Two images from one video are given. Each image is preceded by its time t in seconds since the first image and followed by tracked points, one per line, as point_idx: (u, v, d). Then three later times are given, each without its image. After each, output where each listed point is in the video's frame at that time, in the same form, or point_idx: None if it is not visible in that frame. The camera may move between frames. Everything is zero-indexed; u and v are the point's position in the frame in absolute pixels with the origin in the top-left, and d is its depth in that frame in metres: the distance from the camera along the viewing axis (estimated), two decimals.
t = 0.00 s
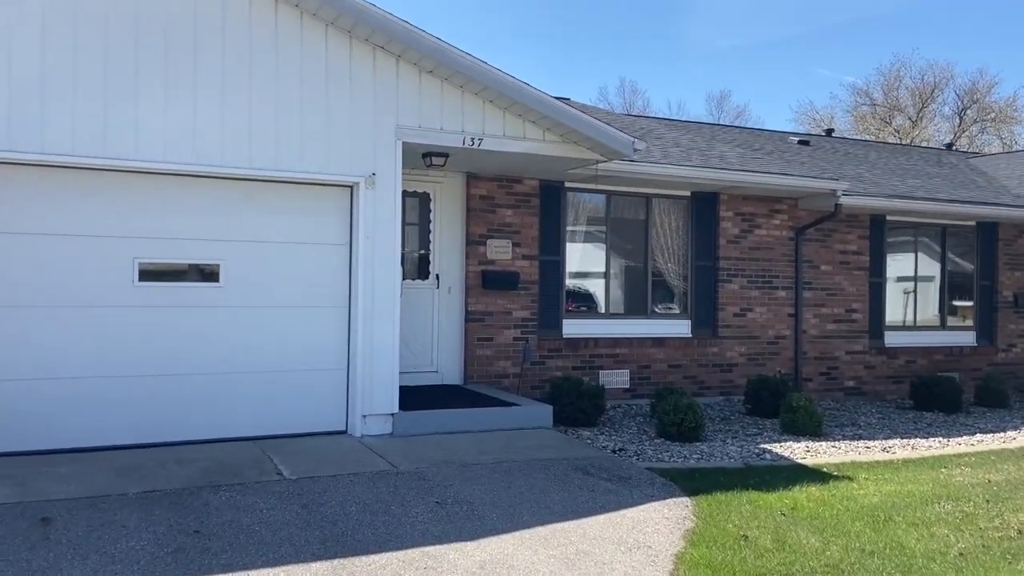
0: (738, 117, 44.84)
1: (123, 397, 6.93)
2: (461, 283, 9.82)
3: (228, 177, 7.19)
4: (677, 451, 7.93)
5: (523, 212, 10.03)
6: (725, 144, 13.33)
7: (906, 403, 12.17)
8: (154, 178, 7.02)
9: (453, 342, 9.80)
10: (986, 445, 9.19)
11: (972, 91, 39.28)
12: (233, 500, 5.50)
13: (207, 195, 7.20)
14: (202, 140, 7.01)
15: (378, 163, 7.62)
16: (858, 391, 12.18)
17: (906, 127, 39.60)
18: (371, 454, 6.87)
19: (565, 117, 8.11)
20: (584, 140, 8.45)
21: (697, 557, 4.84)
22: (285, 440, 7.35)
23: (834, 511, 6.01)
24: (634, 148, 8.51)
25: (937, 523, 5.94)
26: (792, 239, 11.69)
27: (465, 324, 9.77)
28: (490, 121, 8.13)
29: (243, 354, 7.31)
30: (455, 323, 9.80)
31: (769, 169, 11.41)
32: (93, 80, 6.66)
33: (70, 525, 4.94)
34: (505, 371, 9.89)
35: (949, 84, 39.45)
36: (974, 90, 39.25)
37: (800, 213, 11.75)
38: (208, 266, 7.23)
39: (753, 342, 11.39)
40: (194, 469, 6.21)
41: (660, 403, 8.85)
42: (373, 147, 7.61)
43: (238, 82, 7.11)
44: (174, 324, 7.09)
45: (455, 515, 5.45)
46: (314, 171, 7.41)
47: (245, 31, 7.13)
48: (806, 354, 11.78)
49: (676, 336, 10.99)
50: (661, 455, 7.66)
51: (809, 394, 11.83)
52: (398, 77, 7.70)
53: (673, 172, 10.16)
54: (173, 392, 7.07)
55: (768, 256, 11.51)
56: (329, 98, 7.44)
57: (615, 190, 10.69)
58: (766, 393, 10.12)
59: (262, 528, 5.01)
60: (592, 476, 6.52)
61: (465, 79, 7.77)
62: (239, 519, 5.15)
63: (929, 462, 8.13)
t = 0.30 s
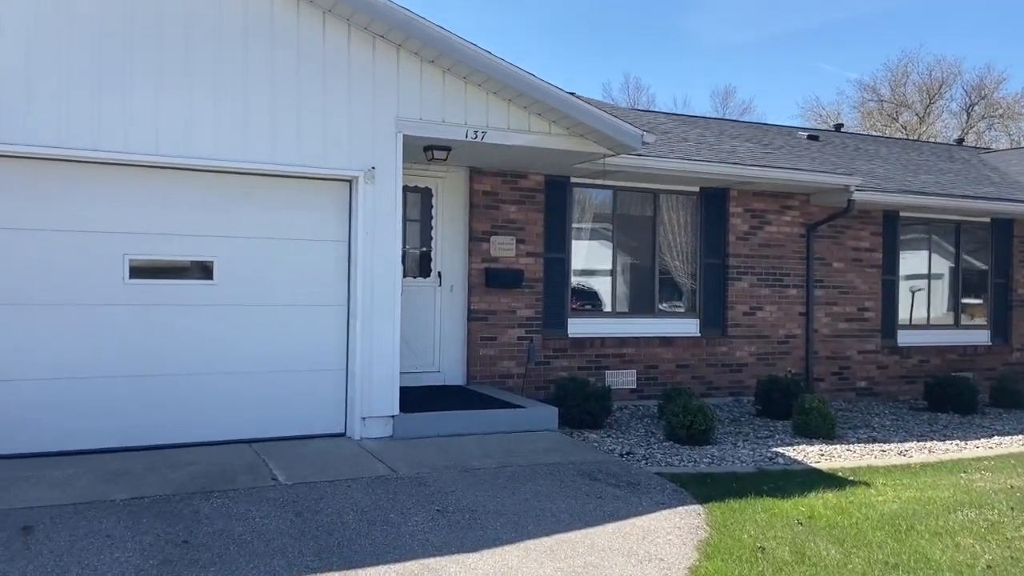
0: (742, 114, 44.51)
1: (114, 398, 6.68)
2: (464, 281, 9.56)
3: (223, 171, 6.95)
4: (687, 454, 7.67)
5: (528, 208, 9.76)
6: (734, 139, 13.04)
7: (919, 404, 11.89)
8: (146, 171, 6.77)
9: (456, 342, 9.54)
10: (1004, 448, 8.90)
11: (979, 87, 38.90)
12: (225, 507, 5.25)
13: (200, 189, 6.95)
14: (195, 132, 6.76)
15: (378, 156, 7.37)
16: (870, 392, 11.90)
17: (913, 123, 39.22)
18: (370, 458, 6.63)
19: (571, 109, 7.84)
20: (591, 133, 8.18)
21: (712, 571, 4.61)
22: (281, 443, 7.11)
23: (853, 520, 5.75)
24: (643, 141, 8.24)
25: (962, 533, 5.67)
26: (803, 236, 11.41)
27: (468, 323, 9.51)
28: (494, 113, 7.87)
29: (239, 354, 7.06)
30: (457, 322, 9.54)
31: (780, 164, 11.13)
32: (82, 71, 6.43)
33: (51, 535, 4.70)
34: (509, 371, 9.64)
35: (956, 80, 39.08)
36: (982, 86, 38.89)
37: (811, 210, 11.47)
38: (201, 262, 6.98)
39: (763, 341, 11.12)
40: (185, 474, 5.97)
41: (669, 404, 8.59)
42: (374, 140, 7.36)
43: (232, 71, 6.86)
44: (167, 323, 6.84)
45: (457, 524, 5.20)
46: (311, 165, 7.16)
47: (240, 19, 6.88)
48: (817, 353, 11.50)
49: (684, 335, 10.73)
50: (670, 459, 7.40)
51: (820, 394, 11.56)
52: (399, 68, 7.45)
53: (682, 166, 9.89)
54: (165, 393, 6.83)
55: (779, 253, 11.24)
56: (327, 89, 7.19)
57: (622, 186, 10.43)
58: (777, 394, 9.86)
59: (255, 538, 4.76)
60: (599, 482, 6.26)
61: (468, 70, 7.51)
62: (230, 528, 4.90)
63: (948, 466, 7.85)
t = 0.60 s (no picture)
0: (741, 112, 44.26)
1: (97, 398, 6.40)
2: (463, 278, 9.30)
3: (213, 161, 6.68)
4: (694, 457, 7.41)
5: (529, 202, 9.49)
6: (737, 133, 12.78)
7: (927, 404, 11.65)
8: (132, 162, 6.51)
9: (455, 340, 9.28)
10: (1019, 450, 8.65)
11: (980, 84, 38.69)
12: (210, 516, 5.05)
13: (189, 181, 6.68)
14: (183, 121, 6.50)
15: (375, 147, 7.10)
16: (877, 392, 11.66)
17: (913, 121, 38.99)
18: (365, 462, 6.36)
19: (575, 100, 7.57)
20: (595, 124, 7.91)
21: None
22: (273, 445, 6.84)
23: (871, 528, 5.50)
24: (648, 134, 7.96)
25: (985, 542, 5.42)
26: (809, 233, 11.15)
27: (468, 320, 9.24)
28: (495, 104, 7.60)
29: (229, 352, 6.79)
30: (456, 320, 9.27)
31: (786, 158, 10.87)
32: (63, 55, 6.15)
33: (26, 544, 4.49)
34: (509, 370, 9.37)
35: (957, 78, 38.86)
36: (982, 83, 38.67)
37: (818, 205, 11.22)
38: (190, 257, 6.70)
39: (768, 340, 10.87)
40: (170, 478, 5.74)
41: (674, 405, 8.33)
42: (369, 130, 7.08)
43: (222, 58, 6.59)
44: (154, 320, 6.56)
45: (455, 533, 4.95)
46: (306, 156, 6.89)
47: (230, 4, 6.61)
48: (823, 352, 11.25)
49: (688, 333, 10.47)
50: (677, 462, 7.15)
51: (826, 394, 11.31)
52: (396, 56, 7.17)
53: (687, 160, 9.62)
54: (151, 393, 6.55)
55: (785, 250, 10.98)
56: (322, 77, 6.92)
57: (625, 180, 10.16)
58: (784, 394, 9.61)
59: (240, 550, 4.56)
60: (605, 487, 6.00)
61: (468, 58, 7.23)
62: (214, 538, 4.70)
63: (963, 469, 7.59)
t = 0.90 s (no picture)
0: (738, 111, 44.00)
1: (76, 403, 6.11)
2: (461, 278, 9.01)
3: (198, 156, 6.39)
4: (700, 465, 7.14)
5: (529, 200, 9.21)
6: (740, 130, 12.50)
7: (934, 408, 11.39)
8: (114, 157, 6.21)
9: (452, 342, 8.99)
10: None
11: (979, 84, 38.48)
12: (192, 531, 4.77)
13: (174, 177, 6.39)
14: (167, 114, 6.21)
15: (369, 142, 6.82)
16: (883, 395, 11.40)
17: (911, 120, 38.76)
18: (357, 471, 6.08)
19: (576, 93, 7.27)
20: (597, 119, 7.62)
21: None
22: (261, 453, 6.55)
23: (889, 543, 5.22)
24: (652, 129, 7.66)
25: (1009, 558, 5.14)
26: (815, 232, 10.88)
27: (465, 322, 8.96)
28: (493, 97, 7.31)
29: (215, 356, 6.51)
30: (453, 322, 8.99)
31: (792, 156, 10.60)
32: (39, 43, 5.86)
33: None
34: (507, 373, 9.09)
35: (956, 77, 38.64)
36: (981, 83, 38.45)
37: (824, 204, 10.95)
38: (174, 256, 6.41)
39: (773, 342, 10.60)
40: (151, 489, 5.45)
41: (679, 410, 8.04)
42: (363, 124, 6.80)
43: (207, 48, 6.30)
44: (136, 322, 6.27)
45: (451, 550, 4.68)
46: (296, 151, 6.60)
47: None
48: (829, 355, 10.99)
49: (691, 335, 10.19)
50: (682, 471, 6.87)
51: (832, 398, 11.04)
52: (391, 46, 6.88)
53: (691, 157, 9.34)
54: (133, 399, 6.26)
55: (790, 250, 10.71)
56: (312, 69, 6.63)
57: (626, 178, 9.88)
58: (790, 399, 9.33)
59: (221, 569, 4.29)
60: (608, 499, 5.72)
61: (466, 48, 6.93)
62: (195, 557, 4.42)
63: (978, 478, 7.32)
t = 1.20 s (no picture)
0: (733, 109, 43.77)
1: (47, 404, 5.80)
2: (453, 275, 8.72)
3: (177, 146, 6.09)
4: (701, 469, 6.87)
5: (524, 194, 8.92)
6: (740, 124, 12.23)
7: (938, 408, 11.15)
8: (89, 145, 5.91)
9: (444, 340, 8.69)
10: None
11: (975, 82, 38.34)
12: (165, 542, 4.47)
13: (152, 167, 6.08)
14: (145, 101, 5.90)
15: (357, 132, 6.52)
16: (885, 395, 11.15)
17: (907, 118, 38.58)
18: (343, 477, 5.78)
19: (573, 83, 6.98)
20: (595, 109, 7.33)
21: None
22: (244, 456, 6.25)
23: (903, 554, 4.96)
24: (653, 120, 7.37)
25: None
26: (817, 229, 10.62)
27: (457, 320, 8.66)
28: (487, 86, 7.01)
29: (195, 355, 6.20)
30: (446, 319, 8.70)
31: (793, 150, 10.34)
32: (8, 24, 5.55)
33: None
34: (501, 372, 8.80)
35: (952, 75, 38.48)
36: (977, 81, 38.31)
37: (826, 200, 10.69)
38: (151, 251, 6.10)
39: (774, 341, 10.34)
40: (125, 496, 5.14)
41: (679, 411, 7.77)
42: (351, 113, 6.50)
43: (187, 32, 6.00)
44: (111, 319, 5.96)
45: (441, 564, 4.39)
46: (281, 141, 6.30)
47: None
48: (831, 354, 10.73)
49: (690, 334, 9.92)
50: (684, 475, 6.60)
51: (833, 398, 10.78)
52: (380, 33, 6.58)
53: (691, 150, 9.06)
54: (108, 400, 5.96)
55: (791, 246, 10.45)
56: (298, 55, 6.33)
57: (624, 172, 9.60)
58: (793, 399, 9.07)
59: None
60: (607, 506, 5.45)
61: (459, 35, 6.63)
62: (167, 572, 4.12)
63: (989, 483, 7.06)
